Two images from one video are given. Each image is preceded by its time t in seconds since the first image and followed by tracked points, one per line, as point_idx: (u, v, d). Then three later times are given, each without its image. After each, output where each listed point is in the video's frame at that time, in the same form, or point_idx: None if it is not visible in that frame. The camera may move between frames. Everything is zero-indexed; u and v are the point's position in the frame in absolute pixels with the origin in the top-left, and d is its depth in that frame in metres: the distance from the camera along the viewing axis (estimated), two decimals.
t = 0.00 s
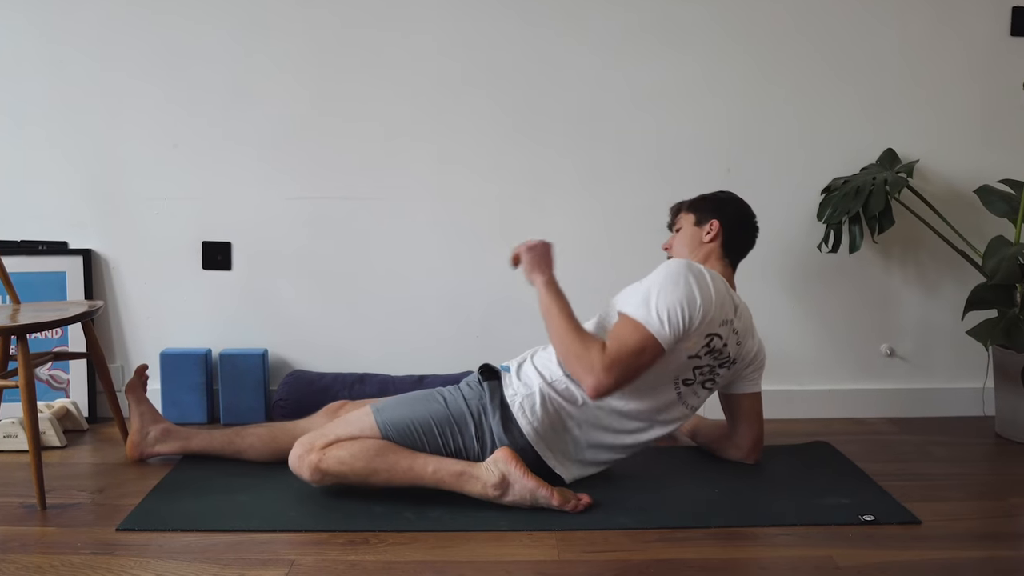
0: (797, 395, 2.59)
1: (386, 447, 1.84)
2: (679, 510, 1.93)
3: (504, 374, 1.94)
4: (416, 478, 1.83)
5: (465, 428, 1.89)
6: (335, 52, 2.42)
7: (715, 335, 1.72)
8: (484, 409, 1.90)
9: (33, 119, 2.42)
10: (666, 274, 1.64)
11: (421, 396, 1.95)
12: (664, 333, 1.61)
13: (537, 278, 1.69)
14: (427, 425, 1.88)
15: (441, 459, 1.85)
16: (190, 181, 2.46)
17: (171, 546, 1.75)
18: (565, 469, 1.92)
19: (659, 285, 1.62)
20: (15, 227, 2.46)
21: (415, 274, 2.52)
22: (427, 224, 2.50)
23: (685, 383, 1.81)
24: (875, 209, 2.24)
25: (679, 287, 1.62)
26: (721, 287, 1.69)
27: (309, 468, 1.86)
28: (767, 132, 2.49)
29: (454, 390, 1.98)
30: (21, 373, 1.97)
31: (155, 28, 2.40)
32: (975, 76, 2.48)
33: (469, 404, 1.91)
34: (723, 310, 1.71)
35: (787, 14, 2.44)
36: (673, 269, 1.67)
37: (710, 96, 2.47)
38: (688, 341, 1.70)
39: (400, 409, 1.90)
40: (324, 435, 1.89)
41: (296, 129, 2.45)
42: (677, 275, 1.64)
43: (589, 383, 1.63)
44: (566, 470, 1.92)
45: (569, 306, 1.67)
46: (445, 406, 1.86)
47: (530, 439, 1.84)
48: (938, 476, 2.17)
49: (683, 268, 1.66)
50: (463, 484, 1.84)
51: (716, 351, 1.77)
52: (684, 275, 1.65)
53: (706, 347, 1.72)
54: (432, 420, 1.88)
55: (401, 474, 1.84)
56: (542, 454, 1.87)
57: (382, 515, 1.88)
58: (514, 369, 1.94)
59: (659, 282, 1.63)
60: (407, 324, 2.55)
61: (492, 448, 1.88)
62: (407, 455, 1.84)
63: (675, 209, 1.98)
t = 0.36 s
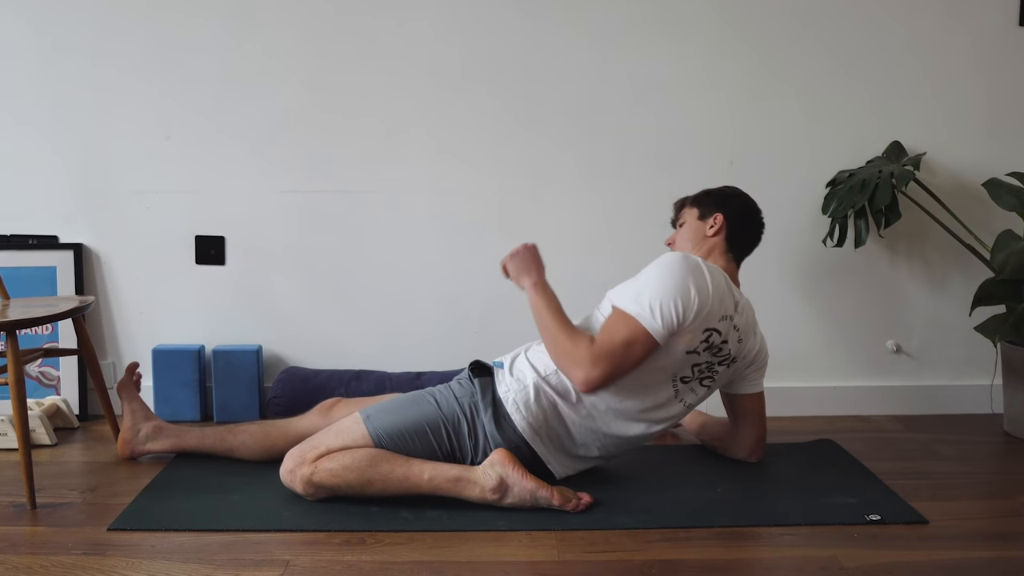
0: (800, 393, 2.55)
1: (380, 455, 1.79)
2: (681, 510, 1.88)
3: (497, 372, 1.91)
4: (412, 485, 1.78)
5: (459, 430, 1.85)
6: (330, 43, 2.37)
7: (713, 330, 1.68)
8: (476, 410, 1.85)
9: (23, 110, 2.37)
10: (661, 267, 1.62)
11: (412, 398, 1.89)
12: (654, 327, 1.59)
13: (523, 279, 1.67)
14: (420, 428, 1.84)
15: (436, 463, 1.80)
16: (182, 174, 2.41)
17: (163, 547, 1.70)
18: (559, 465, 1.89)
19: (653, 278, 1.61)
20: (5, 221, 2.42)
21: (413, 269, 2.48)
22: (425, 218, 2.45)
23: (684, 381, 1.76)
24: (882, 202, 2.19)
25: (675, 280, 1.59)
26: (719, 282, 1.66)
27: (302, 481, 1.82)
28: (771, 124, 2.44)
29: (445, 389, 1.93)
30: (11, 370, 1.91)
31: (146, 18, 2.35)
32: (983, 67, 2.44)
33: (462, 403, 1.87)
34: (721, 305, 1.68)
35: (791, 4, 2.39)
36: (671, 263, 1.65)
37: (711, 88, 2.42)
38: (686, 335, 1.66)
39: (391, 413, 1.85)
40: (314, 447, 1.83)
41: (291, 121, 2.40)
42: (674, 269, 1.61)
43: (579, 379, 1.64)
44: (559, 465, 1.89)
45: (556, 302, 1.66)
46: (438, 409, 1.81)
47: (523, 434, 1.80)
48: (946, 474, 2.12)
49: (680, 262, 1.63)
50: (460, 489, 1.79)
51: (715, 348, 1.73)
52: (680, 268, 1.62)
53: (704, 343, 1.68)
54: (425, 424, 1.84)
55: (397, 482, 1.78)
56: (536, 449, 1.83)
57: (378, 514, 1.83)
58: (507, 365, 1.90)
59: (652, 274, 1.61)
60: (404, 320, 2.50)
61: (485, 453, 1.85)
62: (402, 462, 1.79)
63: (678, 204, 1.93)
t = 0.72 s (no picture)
0: (803, 390, 2.51)
1: (372, 457, 1.74)
2: (683, 509, 1.83)
3: (485, 354, 1.86)
4: (407, 486, 1.74)
5: (450, 418, 1.80)
6: (325, 34, 2.33)
7: (706, 301, 1.65)
8: (463, 393, 1.80)
9: (13, 102, 2.33)
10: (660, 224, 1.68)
11: (398, 389, 1.86)
12: (631, 267, 1.64)
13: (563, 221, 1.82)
14: (409, 422, 1.79)
15: (431, 463, 1.75)
16: (176, 168, 2.37)
17: (156, 547, 1.65)
18: (536, 441, 1.80)
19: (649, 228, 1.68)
20: None
21: (411, 264, 2.43)
22: (423, 212, 2.41)
23: (674, 357, 1.69)
24: (888, 196, 2.15)
25: (666, 231, 1.65)
26: (712, 252, 1.65)
27: (293, 484, 1.77)
28: (775, 116, 2.40)
29: (431, 376, 1.89)
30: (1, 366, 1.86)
31: (139, 8, 2.30)
32: (990, 59, 2.39)
33: (448, 390, 1.82)
34: (714, 278, 1.65)
35: None
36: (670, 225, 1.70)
37: (713, 81, 2.38)
38: (675, 294, 1.64)
39: (378, 409, 1.80)
40: (304, 449, 1.78)
41: (286, 114, 2.36)
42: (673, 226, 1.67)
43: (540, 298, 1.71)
44: (537, 442, 1.81)
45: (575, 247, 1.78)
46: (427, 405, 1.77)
47: (507, 396, 1.76)
48: (954, 473, 2.08)
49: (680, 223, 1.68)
50: (456, 489, 1.75)
51: (707, 325, 1.68)
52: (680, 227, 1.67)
53: (692, 311, 1.64)
54: (414, 416, 1.79)
55: (391, 482, 1.74)
56: (518, 418, 1.76)
57: (374, 513, 1.78)
58: (495, 345, 1.87)
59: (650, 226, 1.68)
60: (401, 316, 2.46)
61: (484, 444, 1.78)
62: (395, 463, 1.75)
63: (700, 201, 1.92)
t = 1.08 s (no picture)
0: (806, 387, 2.47)
1: (372, 448, 1.70)
2: (686, 508, 1.79)
3: (487, 350, 1.83)
4: (404, 481, 1.70)
5: (451, 414, 1.76)
6: (321, 24, 2.29)
7: (707, 323, 1.65)
8: (465, 387, 1.76)
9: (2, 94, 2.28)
10: (651, 251, 1.62)
11: (398, 384, 1.82)
12: (631, 307, 1.61)
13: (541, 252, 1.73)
14: (410, 415, 1.75)
15: (429, 459, 1.71)
16: (169, 161, 2.33)
17: (149, 547, 1.60)
18: (554, 461, 1.80)
19: (640, 260, 1.62)
20: None
21: (408, 259, 2.39)
22: (421, 206, 2.37)
23: (676, 374, 1.72)
24: (894, 190, 2.11)
25: (661, 262, 1.60)
26: (710, 271, 1.63)
27: (290, 476, 1.72)
28: (778, 108, 2.36)
29: (432, 371, 1.85)
30: None
31: None
32: (997, 50, 2.35)
33: (450, 385, 1.79)
34: (714, 297, 1.64)
35: None
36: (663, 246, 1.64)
37: (716, 72, 2.34)
38: (675, 324, 1.62)
39: (378, 403, 1.76)
40: (303, 441, 1.74)
41: (281, 106, 2.31)
42: (663, 251, 1.62)
43: (546, 344, 1.65)
44: (556, 461, 1.80)
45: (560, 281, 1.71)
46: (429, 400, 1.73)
47: (518, 421, 1.73)
48: (963, 471, 2.04)
49: (671, 245, 1.62)
50: (454, 485, 1.70)
51: (710, 342, 1.69)
52: (670, 251, 1.61)
53: (694, 334, 1.64)
54: (415, 409, 1.75)
55: (389, 476, 1.69)
56: (533, 442, 1.76)
57: (371, 512, 1.74)
58: (498, 342, 1.83)
59: (640, 255, 1.62)
60: (398, 312, 2.42)
61: (484, 439, 1.74)
62: (395, 456, 1.70)
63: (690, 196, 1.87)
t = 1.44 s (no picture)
0: (810, 385, 2.44)
1: (368, 450, 1.66)
2: (689, 507, 1.75)
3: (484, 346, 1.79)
4: (402, 482, 1.65)
5: (448, 412, 1.72)
6: (316, 14, 2.24)
7: (709, 316, 1.60)
8: (461, 385, 1.72)
9: None
10: (652, 243, 1.58)
11: (394, 381, 1.77)
12: (631, 299, 1.57)
13: (546, 246, 1.71)
14: (406, 415, 1.71)
15: (428, 459, 1.67)
16: (161, 154, 2.28)
17: (141, 547, 1.55)
18: (553, 457, 1.76)
19: (641, 252, 1.58)
20: None
21: (405, 254, 2.35)
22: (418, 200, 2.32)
23: (677, 367, 1.68)
24: (900, 183, 2.06)
25: (661, 253, 1.56)
26: (711, 263, 1.59)
27: (284, 478, 1.68)
28: (782, 101, 2.32)
29: (429, 369, 1.80)
30: None
31: None
32: (1003, 42, 2.31)
33: (447, 383, 1.74)
34: (716, 291, 1.60)
35: None
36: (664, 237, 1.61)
37: (718, 64, 2.30)
38: (676, 317, 1.58)
39: (373, 402, 1.72)
40: (297, 442, 1.70)
41: (275, 97, 2.27)
42: (664, 243, 1.58)
43: (543, 336, 1.61)
44: (556, 457, 1.76)
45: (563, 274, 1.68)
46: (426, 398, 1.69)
47: (518, 419, 1.69)
48: (972, 469, 1.99)
49: (672, 237, 1.58)
50: (452, 486, 1.66)
51: (712, 336, 1.64)
52: (671, 243, 1.57)
53: (696, 328, 1.59)
54: (411, 409, 1.71)
55: (385, 477, 1.65)
56: (532, 439, 1.72)
57: (367, 511, 1.69)
58: (497, 339, 1.79)
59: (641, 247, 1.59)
60: (395, 308, 2.38)
61: (481, 437, 1.70)
62: (392, 457, 1.66)
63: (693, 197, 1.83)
